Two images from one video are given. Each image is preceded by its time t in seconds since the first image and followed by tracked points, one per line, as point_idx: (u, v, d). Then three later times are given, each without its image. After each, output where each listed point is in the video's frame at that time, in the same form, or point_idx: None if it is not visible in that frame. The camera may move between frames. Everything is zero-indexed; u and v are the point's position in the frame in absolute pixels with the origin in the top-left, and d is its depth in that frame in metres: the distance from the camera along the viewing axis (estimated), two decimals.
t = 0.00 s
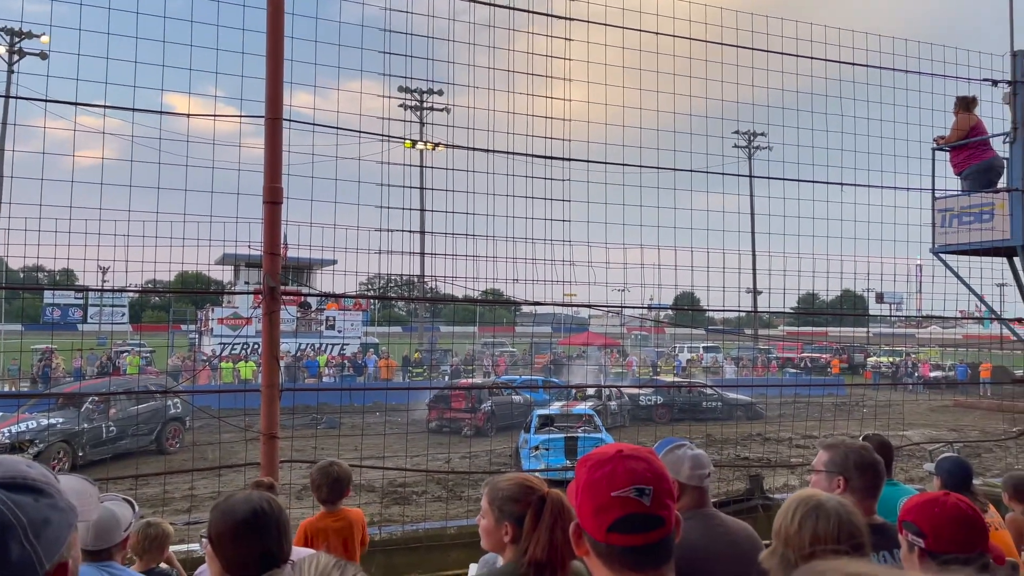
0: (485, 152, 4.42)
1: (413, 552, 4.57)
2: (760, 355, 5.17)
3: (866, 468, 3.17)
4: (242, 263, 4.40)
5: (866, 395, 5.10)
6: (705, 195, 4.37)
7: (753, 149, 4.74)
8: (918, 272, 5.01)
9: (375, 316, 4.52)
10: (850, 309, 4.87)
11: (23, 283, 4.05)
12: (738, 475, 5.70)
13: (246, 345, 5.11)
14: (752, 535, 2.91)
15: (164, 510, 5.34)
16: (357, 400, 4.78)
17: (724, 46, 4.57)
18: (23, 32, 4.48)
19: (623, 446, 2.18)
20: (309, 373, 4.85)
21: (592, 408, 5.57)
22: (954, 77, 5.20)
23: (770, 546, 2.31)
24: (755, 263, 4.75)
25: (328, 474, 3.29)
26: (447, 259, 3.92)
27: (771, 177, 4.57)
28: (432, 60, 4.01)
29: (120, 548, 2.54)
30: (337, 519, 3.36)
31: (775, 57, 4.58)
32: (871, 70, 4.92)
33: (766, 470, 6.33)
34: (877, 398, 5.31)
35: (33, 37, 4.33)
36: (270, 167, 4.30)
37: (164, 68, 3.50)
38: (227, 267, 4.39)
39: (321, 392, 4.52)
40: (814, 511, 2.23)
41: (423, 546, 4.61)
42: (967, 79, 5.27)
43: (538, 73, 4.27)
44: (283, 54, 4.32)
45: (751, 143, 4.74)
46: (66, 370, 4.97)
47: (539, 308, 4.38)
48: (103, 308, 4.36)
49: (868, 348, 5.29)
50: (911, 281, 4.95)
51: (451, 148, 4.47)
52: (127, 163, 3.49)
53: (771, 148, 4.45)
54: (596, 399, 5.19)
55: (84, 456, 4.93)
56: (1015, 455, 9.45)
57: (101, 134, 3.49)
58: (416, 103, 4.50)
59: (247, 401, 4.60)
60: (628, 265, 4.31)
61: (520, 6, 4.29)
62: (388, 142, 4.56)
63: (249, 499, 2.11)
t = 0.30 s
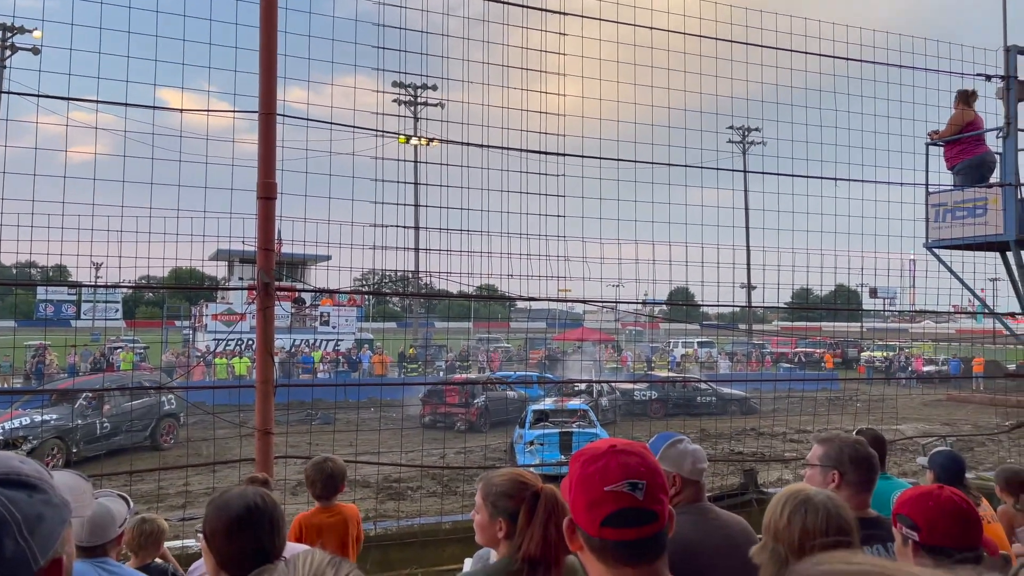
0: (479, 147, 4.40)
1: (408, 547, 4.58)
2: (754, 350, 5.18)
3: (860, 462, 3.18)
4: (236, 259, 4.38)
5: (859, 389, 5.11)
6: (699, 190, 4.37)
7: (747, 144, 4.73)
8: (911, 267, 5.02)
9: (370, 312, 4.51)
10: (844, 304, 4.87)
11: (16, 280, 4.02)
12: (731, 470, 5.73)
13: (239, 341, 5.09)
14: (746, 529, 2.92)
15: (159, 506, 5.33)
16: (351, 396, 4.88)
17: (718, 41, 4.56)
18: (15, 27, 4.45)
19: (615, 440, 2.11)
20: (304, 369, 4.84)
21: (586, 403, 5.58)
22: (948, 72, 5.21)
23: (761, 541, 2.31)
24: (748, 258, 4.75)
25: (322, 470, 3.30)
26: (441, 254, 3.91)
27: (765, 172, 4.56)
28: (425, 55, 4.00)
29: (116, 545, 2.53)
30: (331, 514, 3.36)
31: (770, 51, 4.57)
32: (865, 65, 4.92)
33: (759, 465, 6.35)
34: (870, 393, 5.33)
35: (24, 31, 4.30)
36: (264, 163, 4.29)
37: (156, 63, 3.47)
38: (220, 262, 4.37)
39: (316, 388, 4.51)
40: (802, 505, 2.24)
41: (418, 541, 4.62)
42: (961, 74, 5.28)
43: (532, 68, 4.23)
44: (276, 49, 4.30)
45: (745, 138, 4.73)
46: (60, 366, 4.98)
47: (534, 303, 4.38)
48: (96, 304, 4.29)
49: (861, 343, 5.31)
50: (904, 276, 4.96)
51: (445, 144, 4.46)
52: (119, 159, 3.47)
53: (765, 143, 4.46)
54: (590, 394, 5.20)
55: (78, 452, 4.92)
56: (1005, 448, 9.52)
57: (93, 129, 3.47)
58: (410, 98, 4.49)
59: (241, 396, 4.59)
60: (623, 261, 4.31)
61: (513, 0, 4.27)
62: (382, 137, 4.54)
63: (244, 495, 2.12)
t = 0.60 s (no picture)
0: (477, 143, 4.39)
1: (406, 542, 4.59)
2: (752, 345, 5.18)
3: (858, 456, 3.18)
4: (233, 255, 4.38)
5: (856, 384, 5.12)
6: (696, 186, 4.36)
7: (745, 139, 4.73)
8: (908, 262, 5.02)
9: (367, 308, 4.49)
10: (841, 300, 4.87)
11: (12, 275, 3.99)
12: (728, 465, 5.74)
13: (237, 337, 5.08)
14: (743, 523, 2.92)
15: (156, 502, 5.34)
16: (349, 392, 4.85)
17: (716, 35, 4.55)
18: (10, 22, 4.42)
19: (611, 437, 2.03)
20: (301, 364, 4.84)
21: (584, 399, 5.58)
22: (946, 68, 5.20)
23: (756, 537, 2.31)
24: (746, 254, 4.75)
25: (319, 465, 3.29)
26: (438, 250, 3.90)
27: (763, 168, 4.55)
28: (422, 50, 3.98)
29: (114, 541, 2.53)
30: (328, 509, 3.36)
31: (767, 46, 4.55)
32: (863, 60, 4.91)
33: (756, 460, 6.37)
34: (867, 388, 5.34)
35: (20, 26, 4.27)
36: (261, 158, 4.29)
37: (152, 57, 3.45)
38: (217, 258, 4.37)
39: (313, 383, 4.51)
40: (795, 500, 2.23)
41: (416, 536, 4.63)
42: (959, 70, 5.27)
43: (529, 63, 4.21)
44: (273, 45, 4.29)
45: (742, 133, 4.73)
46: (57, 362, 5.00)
47: (531, 299, 4.38)
48: (94, 300, 4.32)
49: (858, 338, 5.31)
50: (901, 272, 4.96)
51: (442, 139, 4.45)
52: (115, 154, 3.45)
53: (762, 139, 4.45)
54: (588, 390, 5.21)
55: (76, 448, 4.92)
56: (1001, 443, 9.56)
57: (90, 124, 3.45)
58: (407, 93, 4.48)
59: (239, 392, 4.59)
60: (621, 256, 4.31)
61: None
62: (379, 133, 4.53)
63: (233, 492, 2.11)
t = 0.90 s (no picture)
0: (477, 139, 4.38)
1: (406, 538, 4.59)
2: (753, 342, 5.17)
3: (859, 452, 3.19)
4: (233, 251, 4.38)
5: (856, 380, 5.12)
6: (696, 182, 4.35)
7: (745, 136, 4.72)
8: (908, 258, 5.02)
9: (367, 304, 4.48)
10: (842, 296, 4.87)
11: (12, 272, 3.97)
12: (728, 461, 5.75)
13: (237, 333, 5.08)
14: (744, 518, 2.92)
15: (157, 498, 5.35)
16: (349, 388, 4.86)
17: (717, 31, 4.53)
18: (9, 17, 4.41)
19: (613, 429, 1.96)
20: (301, 361, 4.84)
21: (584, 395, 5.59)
22: (947, 64, 5.19)
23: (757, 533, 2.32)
24: (746, 250, 4.74)
25: (321, 461, 3.30)
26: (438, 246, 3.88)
27: (763, 164, 4.55)
28: (423, 46, 3.96)
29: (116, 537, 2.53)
30: (329, 505, 3.37)
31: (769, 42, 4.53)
32: (864, 56, 4.90)
33: (756, 456, 6.38)
34: (867, 384, 5.34)
35: (19, 21, 4.26)
36: (261, 154, 4.28)
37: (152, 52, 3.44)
38: (217, 254, 4.36)
39: (314, 380, 4.51)
40: (797, 495, 2.24)
41: (416, 532, 4.64)
42: (960, 66, 5.26)
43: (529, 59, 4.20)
44: (273, 41, 4.29)
45: (743, 129, 4.72)
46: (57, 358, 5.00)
47: (532, 295, 4.37)
48: (94, 296, 4.29)
49: (858, 335, 5.32)
50: (901, 268, 4.96)
51: (443, 134, 4.44)
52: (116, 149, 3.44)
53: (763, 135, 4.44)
54: (589, 386, 5.21)
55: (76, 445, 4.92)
56: (1000, 439, 9.58)
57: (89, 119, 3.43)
58: (407, 89, 4.47)
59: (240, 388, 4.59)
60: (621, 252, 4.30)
61: None
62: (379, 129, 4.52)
63: (226, 491, 2.12)
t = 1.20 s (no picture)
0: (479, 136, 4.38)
1: (408, 535, 4.60)
2: (755, 340, 5.17)
3: (862, 450, 3.19)
4: (236, 248, 4.38)
5: (859, 378, 5.12)
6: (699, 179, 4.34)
7: (747, 133, 4.71)
8: (910, 256, 5.01)
9: (370, 302, 4.48)
10: (844, 294, 4.86)
11: (15, 269, 3.98)
12: (730, 458, 5.75)
13: (239, 330, 5.09)
14: (746, 516, 2.92)
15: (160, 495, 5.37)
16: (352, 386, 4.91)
17: (719, 28, 4.51)
18: (12, 15, 4.41)
19: (624, 427, 1.95)
20: (304, 358, 4.86)
21: (586, 393, 5.59)
22: (950, 61, 5.17)
23: (771, 529, 2.32)
24: (748, 247, 4.73)
25: (326, 458, 3.30)
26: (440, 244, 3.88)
27: (765, 162, 4.53)
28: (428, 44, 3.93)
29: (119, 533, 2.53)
30: (332, 502, 3.38)
31: (771, 39, 4.51)
32: (867, 52, 4.88)
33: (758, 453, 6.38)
34: (869, 382, 5.34)
35: (21, 19, 4.26)
36: (263, 151, 4.28)
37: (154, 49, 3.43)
38: (220, 252, 4.37)
39: (316, 377, 4.52)
40: (815, 492, 2.24)
41: (418, 529, 4.65)
42: (963, 63, 5.24)
43: (531, 56, 4.19)
44: (275, 38, 4.29)
45: (744, 127, 4.71)
46: (59, 355, 5.04)
47: (534, 292, 4.37)
48: (97, 293, 4.28)
49: (860, 332, 5.31)
50: (903, 265, 4.96)
51: (445, 132, 4.43)
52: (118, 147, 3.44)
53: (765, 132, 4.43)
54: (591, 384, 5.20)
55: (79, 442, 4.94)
56: (1003, 437, 9.57)
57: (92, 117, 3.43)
58: (409, 87, 4.47)
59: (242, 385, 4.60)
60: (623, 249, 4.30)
61: None
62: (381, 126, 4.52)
63: (222, 490, 2.12)
